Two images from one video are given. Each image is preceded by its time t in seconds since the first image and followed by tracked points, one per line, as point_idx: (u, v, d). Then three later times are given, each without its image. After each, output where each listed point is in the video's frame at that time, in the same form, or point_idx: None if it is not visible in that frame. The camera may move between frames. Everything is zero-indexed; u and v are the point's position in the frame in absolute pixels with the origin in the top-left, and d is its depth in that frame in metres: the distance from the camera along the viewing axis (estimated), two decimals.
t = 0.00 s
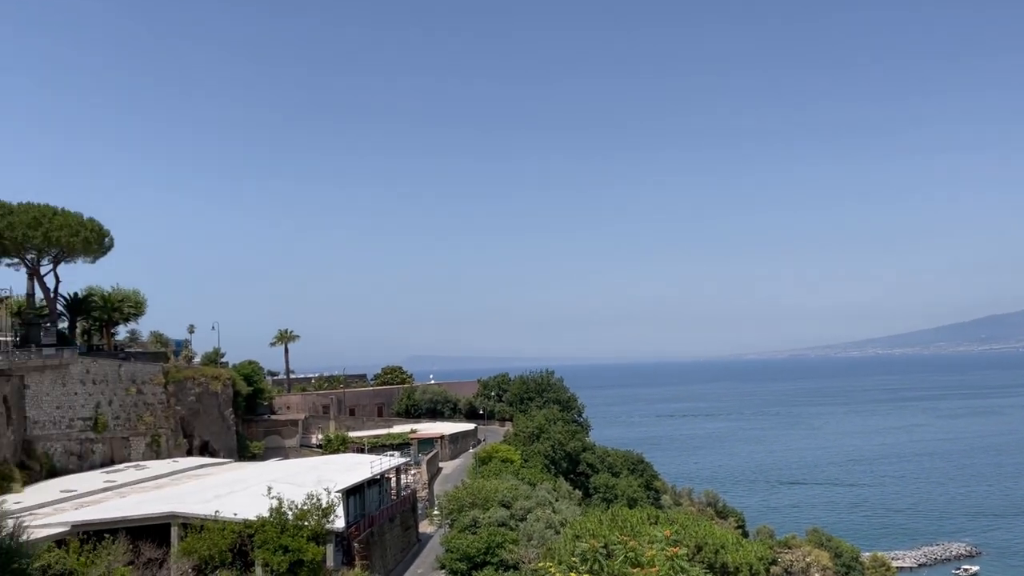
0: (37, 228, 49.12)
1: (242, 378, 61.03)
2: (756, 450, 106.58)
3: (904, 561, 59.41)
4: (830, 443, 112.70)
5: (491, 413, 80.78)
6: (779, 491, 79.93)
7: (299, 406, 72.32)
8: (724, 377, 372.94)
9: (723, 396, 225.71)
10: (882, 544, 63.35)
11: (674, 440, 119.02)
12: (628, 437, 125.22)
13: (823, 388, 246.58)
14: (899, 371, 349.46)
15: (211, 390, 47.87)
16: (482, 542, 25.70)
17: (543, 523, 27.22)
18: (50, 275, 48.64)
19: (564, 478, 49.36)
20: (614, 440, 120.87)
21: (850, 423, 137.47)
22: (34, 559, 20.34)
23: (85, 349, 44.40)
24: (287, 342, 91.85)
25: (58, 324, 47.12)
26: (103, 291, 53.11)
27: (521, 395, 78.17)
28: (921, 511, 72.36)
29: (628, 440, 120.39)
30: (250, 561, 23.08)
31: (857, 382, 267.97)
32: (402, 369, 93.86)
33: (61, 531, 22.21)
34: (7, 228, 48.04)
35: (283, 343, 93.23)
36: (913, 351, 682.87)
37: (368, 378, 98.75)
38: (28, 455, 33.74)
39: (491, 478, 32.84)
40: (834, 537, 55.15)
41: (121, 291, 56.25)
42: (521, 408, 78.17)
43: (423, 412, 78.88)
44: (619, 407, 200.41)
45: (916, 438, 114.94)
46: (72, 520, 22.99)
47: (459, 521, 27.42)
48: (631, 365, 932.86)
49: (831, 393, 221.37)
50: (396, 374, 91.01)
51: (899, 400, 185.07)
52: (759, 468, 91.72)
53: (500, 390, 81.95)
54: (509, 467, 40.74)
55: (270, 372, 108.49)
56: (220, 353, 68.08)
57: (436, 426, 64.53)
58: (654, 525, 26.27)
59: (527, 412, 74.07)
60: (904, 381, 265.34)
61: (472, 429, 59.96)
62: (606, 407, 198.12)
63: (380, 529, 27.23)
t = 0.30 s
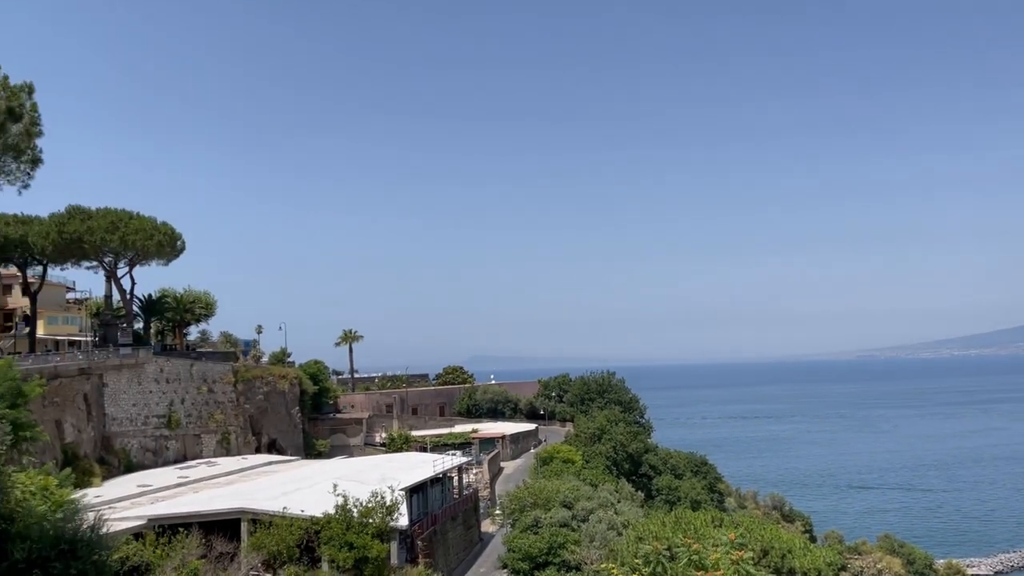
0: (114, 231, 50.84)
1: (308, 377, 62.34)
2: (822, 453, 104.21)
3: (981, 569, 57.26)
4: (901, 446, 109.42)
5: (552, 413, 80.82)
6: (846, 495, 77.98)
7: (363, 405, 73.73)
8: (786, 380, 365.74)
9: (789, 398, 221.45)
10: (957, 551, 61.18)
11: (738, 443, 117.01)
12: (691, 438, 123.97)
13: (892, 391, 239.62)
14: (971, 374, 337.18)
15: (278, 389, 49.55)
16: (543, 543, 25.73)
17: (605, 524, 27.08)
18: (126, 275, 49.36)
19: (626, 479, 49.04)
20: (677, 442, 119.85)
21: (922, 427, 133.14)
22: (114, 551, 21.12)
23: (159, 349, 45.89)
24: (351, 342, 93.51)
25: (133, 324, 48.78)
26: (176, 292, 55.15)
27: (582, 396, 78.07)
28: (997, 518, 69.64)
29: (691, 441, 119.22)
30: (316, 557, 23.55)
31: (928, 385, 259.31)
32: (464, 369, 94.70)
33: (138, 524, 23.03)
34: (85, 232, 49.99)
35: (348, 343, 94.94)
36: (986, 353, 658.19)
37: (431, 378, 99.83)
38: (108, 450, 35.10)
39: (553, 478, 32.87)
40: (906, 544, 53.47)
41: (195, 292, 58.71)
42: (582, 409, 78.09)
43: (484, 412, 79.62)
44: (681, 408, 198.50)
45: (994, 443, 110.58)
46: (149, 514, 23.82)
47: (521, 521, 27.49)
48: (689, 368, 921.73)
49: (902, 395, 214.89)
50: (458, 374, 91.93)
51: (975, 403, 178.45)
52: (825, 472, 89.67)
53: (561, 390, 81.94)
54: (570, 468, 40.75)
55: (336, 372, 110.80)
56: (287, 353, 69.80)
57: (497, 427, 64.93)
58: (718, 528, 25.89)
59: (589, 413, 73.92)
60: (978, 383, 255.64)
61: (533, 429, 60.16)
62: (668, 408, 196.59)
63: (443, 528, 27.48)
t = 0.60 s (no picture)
0: (184, 232, 52.40)
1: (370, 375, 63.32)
2: (890, 455, 101.47)
3: None
4: (974, 449, 105.81)
5: (611, 413, 80.50)
6: (915, 499, 75.75)
7: (423, 403, 74.71)
8: (849, 380, 357.29)
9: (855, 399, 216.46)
10: None
11: (801, 444, 114.69)
12: (753, 439, 122.20)
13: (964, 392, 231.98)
14: None
15: (340, 386, 50.53)
16: (603, 543, 25.64)
17: (665, 525, 26.82)
18: (194, 275, 53.49)
19: (687, 480, 48.54)
20: (739, 442, 118.38)
21: (998, 430, 128.40)
22: (187, 542, 21.69)
23: (226, 347, 47.19)
24: (412, 341, 94.71)
25: (202, 322, 50.22)
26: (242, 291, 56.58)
27: (642, 395, 77.64)
28: None
29: (752, 442, 117.71)
30: (378, 552, 23.86)
31: (1002, 386, 249.85)
32: (523, 367, 95.10)
33: (208, 517, 23.67)
34: (156, 234, 51.72)
35: (409, 342, 96.19)
36: None
37: (490, 377, 100.49)
38: (179, 445, 36.18)
39: (612, 478, 32.75)
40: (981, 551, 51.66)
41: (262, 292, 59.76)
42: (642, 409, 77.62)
43: (542, 411, 80.36)
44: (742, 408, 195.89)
45: None
46: (218, 508, 24.49)
47: (581, 520, 27.43)
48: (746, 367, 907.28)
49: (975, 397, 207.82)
50: (517, 372, 92.38)
51: None
52: (894, 475, 87.28)
53: (620, 390, 81.51)
54: (631, 467, 40.55)
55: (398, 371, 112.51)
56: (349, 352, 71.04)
57: (555, 425, 64.97)
58: (782, 531, 25.39)
59: (649, 412, 73.43)
60: None
61: (593, 429, 60.09)
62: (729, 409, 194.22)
63: (503, 526, 27.60)
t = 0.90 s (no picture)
0: (246, 232, 53.70)
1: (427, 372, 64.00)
2: (959, 458, 98.45)
3: None
4: None
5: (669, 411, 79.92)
6: (985, 504, 73.32)
7: (480, 400, 75.40)
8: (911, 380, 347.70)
9: (921, 399, 210.85)
10: None
11: (865, 445, 111.98)
12: (815, 439, 120.04)
13: None
14: None
15: (398, 382, 51.24)
16: (661, 542, 25.51)
17: (724, 525, 26.53)
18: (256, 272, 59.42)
19: (746, 480, 47.90)
20: (799, 442, 116.49)
21: None
22: (250, 534, 22.16)
23: (287, 343, 48.27)
24: (468, 338, 95.60)
25: (264, 319, 51.40)
26: (303, 289, 57.75)
27: (700, 394, 76.88)
28: None
29: (813, 442, 115.79)
30: (436, 547, 24.09)
31: None
32: (578, 365, 95.16)
33: (270, 510, 24.21)
34: (221, 233, 53.21)
35: (465, 339, 96.96)
36: None
37: (547, 374, 100.67)
38: (242, 440, 37.01)
39: (670, 478, 32.55)
40: None
41: (322, 289, 60.83)
42: (700, 407, 76.90)
43: (598, 409, 80.53)
44: (802, 408, 192.54)
45: None
46: (280, 501, 25.05)
47: (638, 519, 27.31)
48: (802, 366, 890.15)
49: None
50: (573, 370, 92.49)
51: None
52: (962, 477, 84.66)
53: (678, 388, 80.89)
54: (689, 467, 40.27)
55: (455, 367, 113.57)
56: (407, 349, 72.00)
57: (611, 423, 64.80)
58: (845, 534, 24.82)
59: (707, 411, 72.68)
60: None
61: (650, 427, 59.77)
62: (789, 408, 191.10)
63: (560, 524, 27.63)
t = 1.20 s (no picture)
0: (304, 230, 54.73)
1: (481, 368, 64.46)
2: None
3: None
4: None
5: (725, 410, 78.92)
6: None
7: (534, 396, 75.61)
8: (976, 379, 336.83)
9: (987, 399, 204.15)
10: None
11: (930, 446, 109.02)
12: (877, 439, 117.28)
13: None
14: None
15: (453, 379, 51.73)
16: (717, 542, 25.24)
17: (783, 526, 26.14)
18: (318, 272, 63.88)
19: (806, 480, 47.03)
20: (860, 442, 113.97)
21: None
22: (309, 527, 22.55)
23: (344, 340, 49.08)
24: (522, 335, 95.96)
25: (322, 316, 52.36)
26: (360, 287, 58.62)
27: (757, 392, 75.77)
28: None
29: (875, 442, 113.15)
30: (491, 543, 24.27)
31: None
32: (633, 363, 94.65)
33: (328, 503, 24.62)
34: (280, 231, 54.38)
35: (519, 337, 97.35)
36: None
37: (601, 371, 100.44)
38: (301, 434, 37.66)
39: (727, 477, 32.19)
40: None
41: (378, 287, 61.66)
42: (757, 406, 75.81)
43: (653, 407, 80.03)
44: (863, 407, 188.18)
45: None
46: (339, 495, 25.48)
47: (694, 518, 27.07)
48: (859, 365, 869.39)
49: None
50: (628, 368, 92.08)
51: None
52: None
53: (734, 386, 79.84)
54: (746, 466, 39.79)
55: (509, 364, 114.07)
56: (461, 346, 72.57)
57: (666, 421, 64.26)
58: (909, 536, 24.18)
59: (765, 410, 71.58)
60: None
61: (705, 426, 59.14)
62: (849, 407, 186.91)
63: (614, 521, 27.53)
